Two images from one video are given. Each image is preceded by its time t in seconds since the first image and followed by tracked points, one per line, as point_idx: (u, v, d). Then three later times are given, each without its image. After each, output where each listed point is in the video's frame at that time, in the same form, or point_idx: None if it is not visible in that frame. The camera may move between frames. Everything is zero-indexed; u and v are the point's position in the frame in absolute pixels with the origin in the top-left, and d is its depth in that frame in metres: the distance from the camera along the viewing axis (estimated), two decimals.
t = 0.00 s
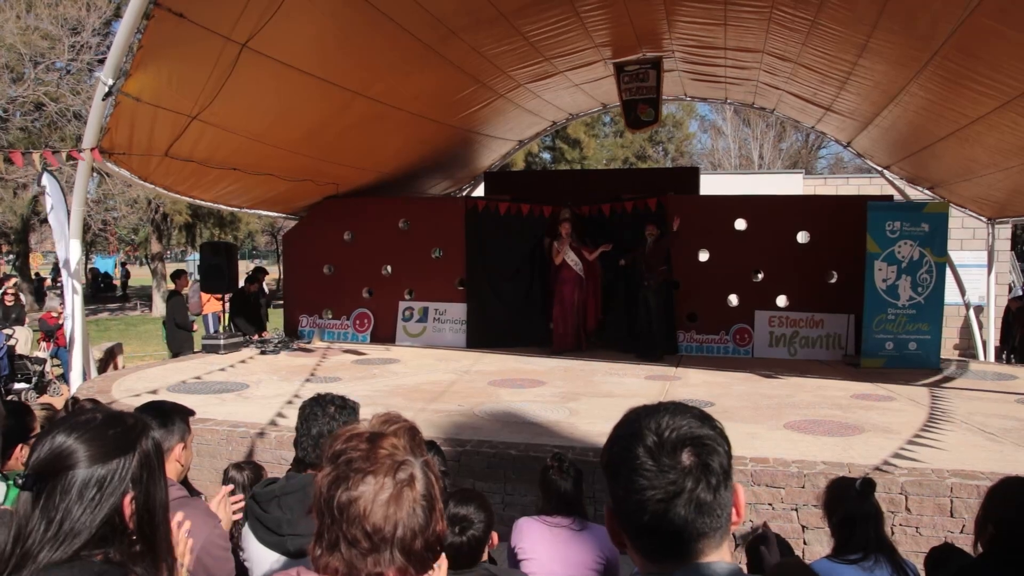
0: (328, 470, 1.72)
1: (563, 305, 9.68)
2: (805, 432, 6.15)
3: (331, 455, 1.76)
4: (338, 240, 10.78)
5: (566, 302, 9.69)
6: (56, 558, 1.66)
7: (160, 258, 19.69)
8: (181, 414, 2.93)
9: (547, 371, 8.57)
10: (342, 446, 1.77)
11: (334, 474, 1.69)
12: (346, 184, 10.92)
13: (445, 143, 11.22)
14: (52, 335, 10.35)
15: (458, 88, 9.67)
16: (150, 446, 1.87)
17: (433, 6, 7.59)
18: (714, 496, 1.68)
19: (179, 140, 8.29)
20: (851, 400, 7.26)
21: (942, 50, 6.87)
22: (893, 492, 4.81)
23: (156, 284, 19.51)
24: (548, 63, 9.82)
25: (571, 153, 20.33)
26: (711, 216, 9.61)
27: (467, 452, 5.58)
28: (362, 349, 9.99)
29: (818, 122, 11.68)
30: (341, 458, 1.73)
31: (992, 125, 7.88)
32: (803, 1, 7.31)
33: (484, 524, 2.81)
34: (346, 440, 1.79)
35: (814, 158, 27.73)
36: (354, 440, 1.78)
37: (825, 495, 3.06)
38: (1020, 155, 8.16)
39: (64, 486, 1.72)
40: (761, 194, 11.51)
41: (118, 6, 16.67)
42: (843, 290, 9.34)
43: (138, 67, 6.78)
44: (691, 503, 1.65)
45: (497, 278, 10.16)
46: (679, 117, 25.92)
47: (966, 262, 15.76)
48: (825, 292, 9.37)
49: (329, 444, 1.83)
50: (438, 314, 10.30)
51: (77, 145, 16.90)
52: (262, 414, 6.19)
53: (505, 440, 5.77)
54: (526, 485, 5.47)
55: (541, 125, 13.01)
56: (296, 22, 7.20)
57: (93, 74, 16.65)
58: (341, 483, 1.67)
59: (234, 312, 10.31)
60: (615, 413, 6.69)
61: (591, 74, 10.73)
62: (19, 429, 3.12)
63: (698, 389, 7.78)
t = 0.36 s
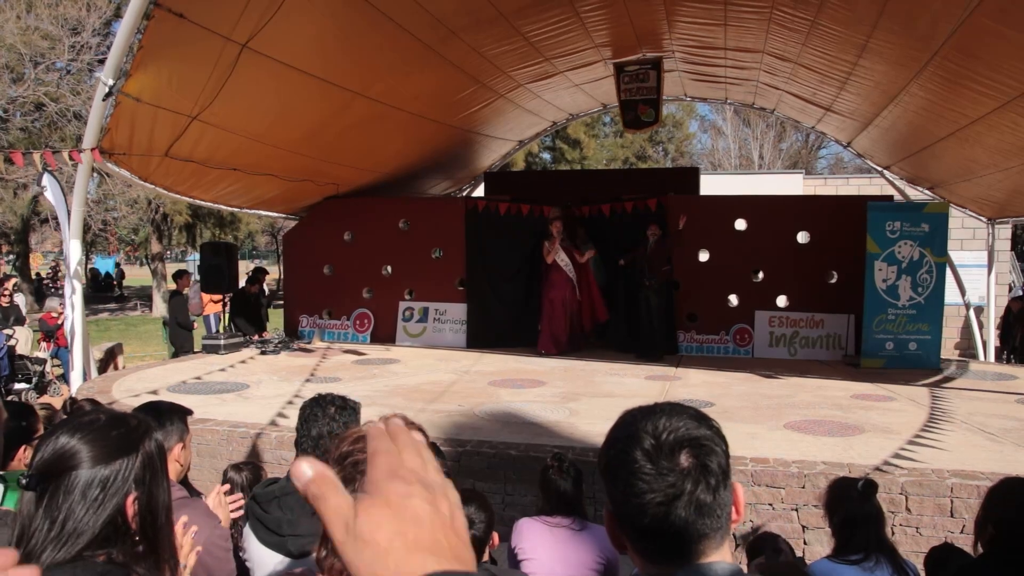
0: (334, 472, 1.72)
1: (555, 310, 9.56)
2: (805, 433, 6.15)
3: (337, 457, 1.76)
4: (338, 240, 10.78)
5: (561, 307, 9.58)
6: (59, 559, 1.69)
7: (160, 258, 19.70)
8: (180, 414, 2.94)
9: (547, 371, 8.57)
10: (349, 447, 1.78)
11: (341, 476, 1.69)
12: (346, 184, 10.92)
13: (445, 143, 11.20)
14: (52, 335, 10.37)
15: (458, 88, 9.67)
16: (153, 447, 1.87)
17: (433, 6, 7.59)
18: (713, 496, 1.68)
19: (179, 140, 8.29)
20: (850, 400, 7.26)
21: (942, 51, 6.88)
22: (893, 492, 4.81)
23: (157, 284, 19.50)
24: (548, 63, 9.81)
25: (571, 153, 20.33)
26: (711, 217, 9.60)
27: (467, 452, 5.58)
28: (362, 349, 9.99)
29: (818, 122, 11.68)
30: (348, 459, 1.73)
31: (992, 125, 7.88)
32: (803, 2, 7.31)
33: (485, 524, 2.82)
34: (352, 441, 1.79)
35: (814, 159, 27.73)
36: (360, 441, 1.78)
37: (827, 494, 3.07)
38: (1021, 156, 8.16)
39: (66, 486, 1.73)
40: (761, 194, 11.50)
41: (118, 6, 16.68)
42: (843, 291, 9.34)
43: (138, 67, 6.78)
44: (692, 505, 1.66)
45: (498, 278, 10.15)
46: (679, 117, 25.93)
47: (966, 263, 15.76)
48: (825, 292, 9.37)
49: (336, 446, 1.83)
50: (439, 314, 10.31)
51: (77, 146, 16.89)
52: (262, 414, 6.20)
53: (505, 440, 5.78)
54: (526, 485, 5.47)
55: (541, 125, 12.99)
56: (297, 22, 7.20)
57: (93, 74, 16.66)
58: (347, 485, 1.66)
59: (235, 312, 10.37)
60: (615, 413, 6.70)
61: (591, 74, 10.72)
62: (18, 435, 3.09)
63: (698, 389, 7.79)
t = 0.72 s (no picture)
0: (336, 471, 1.72)
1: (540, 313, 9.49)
2: (805, 432, 6.15)
3: (337, 458, 1.76)
4: (338, 240, 10.77)
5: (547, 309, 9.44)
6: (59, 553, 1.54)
7: (160, 258, 19.70)
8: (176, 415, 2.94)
9: (547, 371, 8.57)
10: (349, 447, 1.78)
11: (342, 477, 1.69)
12: (346, 183, 10.91)
13: (444, 143, 11.20)
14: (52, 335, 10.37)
15: (458, 88, 9.67)
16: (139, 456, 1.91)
17: (433, 6, 7.59)
18: (707, 497, 1.67)
19: (179, 140, 8.28)
20: (850, 400, 7.27)
21: (942, 50, 6.88)
22: (893, 492, 4.81)
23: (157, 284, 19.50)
24: (548, 63, 9.81)
25: (571, 153, 20.33)
26: (711, 217, 9.60)
27: (467, 451, 5.59)
28: (362, 349, 10.00)
29: (818, 122, 11.68)
30: (349, 460, 1.73)
31: (992, 125, 7.88)
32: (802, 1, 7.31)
33: (484, 525, 2.81)
34: (353, 442, 1.79)
35: (814, 159, 27.74)
36: (361, 442, 1.78)
37: (831, 494, 3.07)
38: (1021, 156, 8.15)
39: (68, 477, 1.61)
40: (761, 193, 11.50)
41: (118, 6, 16.68)
42: (843, 290, 9.34)
43: (138, 67, 6.78)
44: (686, 506, 1.65)
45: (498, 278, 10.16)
46: (678, 117, 25.93)
47: (965, 262, 15.78)
48: (825, 292, 9.37)
49: (336, 446, 1.82)
50: (438, 314, 10.30)
51: (77, 146, 16.87)
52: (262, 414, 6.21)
53: (505, 440, 5.78)
54: (526, 485, 5.47)
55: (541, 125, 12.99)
56: (296, 23, 7.20)
57: (92, 74, 16.66)
58: (349, 485, 1.66)
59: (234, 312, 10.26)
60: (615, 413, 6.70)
61: (590, 74, 10.73)
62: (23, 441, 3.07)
63: (698, 389, 7.79)
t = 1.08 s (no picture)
0: (331, 470, 1.71)
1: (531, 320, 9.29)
2: (804, 432, 6.16)
3: (334, 456, 1.76)
4: (337, 240, 10.75)
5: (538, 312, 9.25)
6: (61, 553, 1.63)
7: (159, 258, 19.67)
8: (174, 415, 2.93)
9: (546, 370, 8.57)
10: (346, 446, 1.77)
11: (338, 475, 1.69)
12: (345, 183, 10.91)
13: (443, 143, 11.19)
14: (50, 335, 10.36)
15: (457, 88, 9.65)
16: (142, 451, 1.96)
17: (431, 6, 7.59)
18: (705, 494, 1.67)
19: (178, 140, 8.28)
20: (849, 399, 7.27)
21: (940, 50, 6.88)
22: (892, 491, 4.82)
23: (155, 285, 19.48)
24: (547, 63, 9.81)
25: (570, 153, 20.32)
26: (710, 216, 9.59)
27: (466, 452, 5.58)
28: (360, 349, 9.99)
29: (817, 122, 11.68)
30: (345, 458, 1.72)
31: (990, 124, 7.89)
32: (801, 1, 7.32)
33: (482, 527, 2.80)
34: (350, 441, 1.79)
35: (813, 158, 27.75)
36: (357, 441, 1.78)
37: (833, 494, 3.07)
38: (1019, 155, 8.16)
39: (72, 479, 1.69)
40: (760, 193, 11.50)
41: (117, 6, 16.66)
42: (842, 290, 9.35)
43: (136, 67, 6.79)
44: (683, 503, 1.65)
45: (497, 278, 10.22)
46: (677, 117, 25.95)
47: (964, 262, 15.80)
48: (824, 292, 9.38)
49: (332, 446, 1.82)
50: (437, 314, 10.28)
51: (76, 145, 16.84)
52: (261, 414, 6.21)
53: (503, 440, 5.77)
54: (525, 485, 5.47)
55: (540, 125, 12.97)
56: (295, 23, 7.20)
57: (91, 74, 16.65)
58: (345, 484, 1.66)
59: (234, 313, 10.27)
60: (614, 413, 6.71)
61: (589, 74, 10.72)
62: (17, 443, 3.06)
63: (697, 388, 7.80)
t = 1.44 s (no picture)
0: (331, 471, 1.71)
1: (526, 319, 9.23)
2: (804, 432, 6.16)
3: (335, 456, 1.75)
4: (337, 240, 10.74)
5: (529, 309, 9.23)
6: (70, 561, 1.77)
7: (158, 258, 19.65)
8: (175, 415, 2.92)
9: (545, 371, 8.57)
10: (346, 446, 1.77)
11: (339, 475, 1.68)
12: (344, 183, 10.89)
13: (443, 143, 11.18)
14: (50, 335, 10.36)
15: (457, 88, 9.65)
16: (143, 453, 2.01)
17: (431, 6, 7.59)
18: (708, 495, 1.67)
19: (178, 140, 8.28)
20: (849, 400, 7.28)
21: (940, 51, 6.88)
22: (892, 492, 4.81)
23: (155, 285, 19.47)
24: (547, 63, 9.79)
25: (570, 153, 20.33)
26: (710, 217, 9.59)
27: (466, 452, 5.58)
28: (360, 349, 9.99)
29: (817, 123, 11.67)
30: (345, 458, 1.72)
31: (990, 125, 7.88)
32: (801, 2, 7.32)
33: (488, 531, 2.79)
34: (350, 441, 1.79)
35: (813, 159, 27.73)
36: (357, 441, 1.77)
37: (833, 493, 3.08)
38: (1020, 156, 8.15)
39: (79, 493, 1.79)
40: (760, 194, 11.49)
41: (117, 5, 16.65)
42: (842, 290, 9.35)
43: (136, 67, 6.79)
44: (688, 505, 1.65)
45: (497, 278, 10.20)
46: (677, 117, 25.94)
47: (964, 262, 15.80)
48: (824, 292, 9.37)
49: (332, 446, 1.82)
50: (437, 315, 10.27)
51: (75, 145, 16.81)
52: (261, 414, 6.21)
53: (503, 440, 5.77)
54: (525, 486, 5.47)
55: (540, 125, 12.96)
56: (295, 23, 7.20)
57: (91, 74, 16.64)
58: (346, 484, 1.66)
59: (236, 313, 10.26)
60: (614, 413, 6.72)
61: (589, 74, 10.70)
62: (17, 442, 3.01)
63: (696, 389, 7.80)
